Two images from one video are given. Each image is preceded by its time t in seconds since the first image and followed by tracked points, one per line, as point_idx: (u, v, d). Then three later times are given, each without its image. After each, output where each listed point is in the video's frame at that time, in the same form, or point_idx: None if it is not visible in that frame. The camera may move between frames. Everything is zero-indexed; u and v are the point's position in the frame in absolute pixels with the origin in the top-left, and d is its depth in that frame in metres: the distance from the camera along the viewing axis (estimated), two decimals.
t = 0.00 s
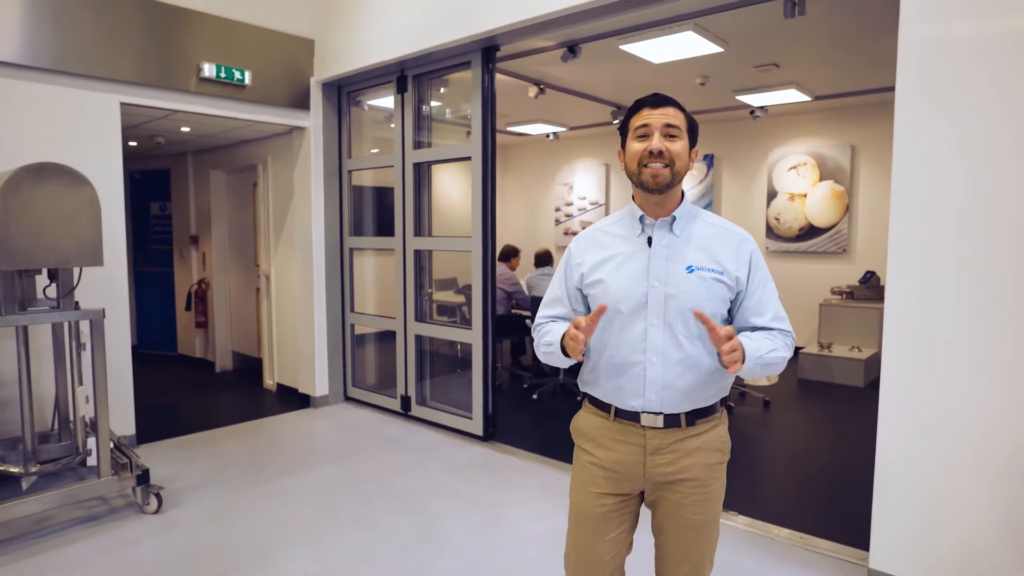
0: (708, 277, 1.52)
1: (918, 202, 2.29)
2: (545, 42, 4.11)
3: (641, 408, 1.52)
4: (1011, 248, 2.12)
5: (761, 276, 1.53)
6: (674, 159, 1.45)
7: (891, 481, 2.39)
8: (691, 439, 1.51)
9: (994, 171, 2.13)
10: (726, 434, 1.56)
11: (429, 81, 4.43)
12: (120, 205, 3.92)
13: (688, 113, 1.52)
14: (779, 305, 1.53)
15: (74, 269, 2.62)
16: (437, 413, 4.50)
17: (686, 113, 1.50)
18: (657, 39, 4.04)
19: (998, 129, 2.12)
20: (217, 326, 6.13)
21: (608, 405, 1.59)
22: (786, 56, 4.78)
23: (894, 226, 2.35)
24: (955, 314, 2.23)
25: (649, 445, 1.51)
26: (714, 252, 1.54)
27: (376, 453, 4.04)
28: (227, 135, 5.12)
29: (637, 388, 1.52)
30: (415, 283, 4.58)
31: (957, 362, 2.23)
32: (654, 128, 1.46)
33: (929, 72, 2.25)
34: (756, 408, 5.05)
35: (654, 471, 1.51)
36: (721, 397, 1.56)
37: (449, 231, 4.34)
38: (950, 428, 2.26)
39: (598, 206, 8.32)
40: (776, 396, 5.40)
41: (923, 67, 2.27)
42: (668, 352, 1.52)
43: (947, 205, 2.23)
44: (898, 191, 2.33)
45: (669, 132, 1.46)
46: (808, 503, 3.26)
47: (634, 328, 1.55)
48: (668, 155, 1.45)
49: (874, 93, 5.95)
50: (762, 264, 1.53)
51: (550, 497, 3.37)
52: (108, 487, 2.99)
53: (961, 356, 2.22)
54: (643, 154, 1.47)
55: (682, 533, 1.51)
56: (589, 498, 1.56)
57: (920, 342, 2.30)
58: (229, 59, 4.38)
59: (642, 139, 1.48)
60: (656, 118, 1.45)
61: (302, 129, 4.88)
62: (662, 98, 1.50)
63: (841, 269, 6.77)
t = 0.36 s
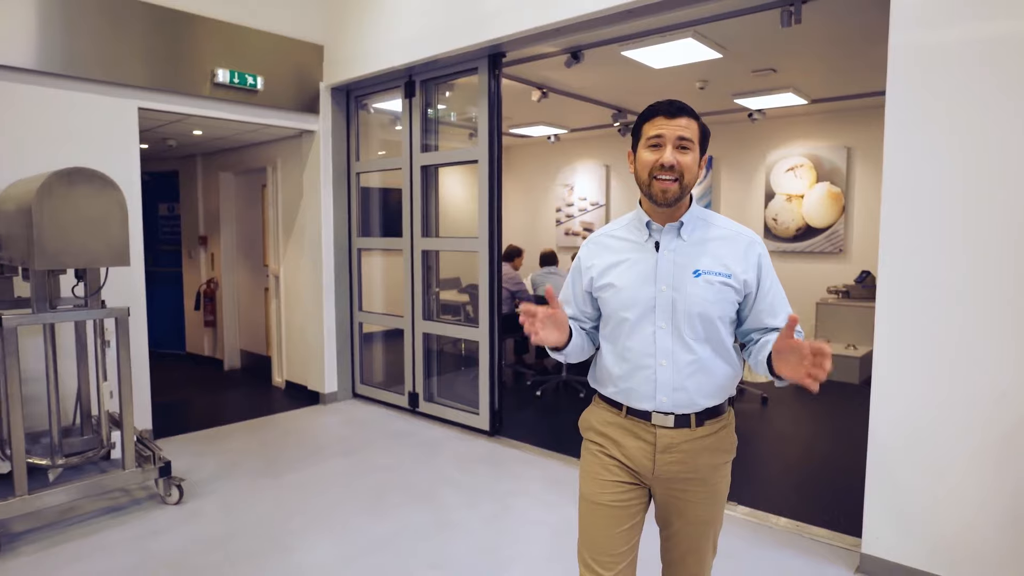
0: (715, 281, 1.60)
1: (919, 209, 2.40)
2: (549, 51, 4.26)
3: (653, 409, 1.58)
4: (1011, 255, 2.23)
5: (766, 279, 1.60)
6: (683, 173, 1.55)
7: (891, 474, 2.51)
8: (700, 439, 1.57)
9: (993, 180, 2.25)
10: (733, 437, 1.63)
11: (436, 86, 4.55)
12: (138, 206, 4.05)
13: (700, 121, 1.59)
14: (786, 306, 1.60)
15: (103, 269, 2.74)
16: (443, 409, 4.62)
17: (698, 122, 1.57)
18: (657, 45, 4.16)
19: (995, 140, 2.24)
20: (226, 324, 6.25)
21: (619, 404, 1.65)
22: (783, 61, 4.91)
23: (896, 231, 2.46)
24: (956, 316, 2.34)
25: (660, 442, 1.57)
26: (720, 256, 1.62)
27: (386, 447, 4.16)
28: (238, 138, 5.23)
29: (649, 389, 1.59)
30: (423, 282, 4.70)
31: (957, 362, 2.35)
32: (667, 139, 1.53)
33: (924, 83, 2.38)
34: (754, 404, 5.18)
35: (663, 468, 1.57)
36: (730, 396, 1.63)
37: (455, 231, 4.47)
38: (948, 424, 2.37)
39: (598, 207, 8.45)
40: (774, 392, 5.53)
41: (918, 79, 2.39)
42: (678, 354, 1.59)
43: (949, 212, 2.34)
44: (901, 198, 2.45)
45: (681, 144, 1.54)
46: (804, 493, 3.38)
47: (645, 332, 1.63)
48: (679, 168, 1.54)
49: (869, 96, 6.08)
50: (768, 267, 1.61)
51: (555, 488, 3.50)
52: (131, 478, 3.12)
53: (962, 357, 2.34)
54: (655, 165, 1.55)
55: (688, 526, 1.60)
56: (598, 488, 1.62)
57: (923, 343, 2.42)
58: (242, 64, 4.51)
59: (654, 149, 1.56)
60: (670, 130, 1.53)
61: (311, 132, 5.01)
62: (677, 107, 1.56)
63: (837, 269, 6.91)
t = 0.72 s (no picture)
0: (712, 282, 1.59)
1: (921, 211, 2.51)
2: (555, 54, 4.36)
3: (653, 413, 1.57)
4: (1011, 255, 2.32)
5: (761, 280, 1.61)
6: (677, 176, 1.55)
7: (889, 464, 2.62)
8: (699, 443, 1.57)
9: (993, 183, 2.35)
10: (730, 438, 1.63)
11: (444, 89, 4.66)
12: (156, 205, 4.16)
13: (694, 122, 1.58)
14: (781, 307, 1.62)
15: (131, 266, 2.86)
16: (451, 404, 4.73)
17: (693, 124, 1.57)
18: (661, 50, 4.28)
19: (993, 146, 2.34)
20: (235, 322, 6.36)
21: (617, 409, 1.64)
22: (783, 65, 5.03)
23: (897, 231, 2.57)
24: (956, 314, 2.45)
25: (660, 448, 1.55)
26: (716, 257, 1.61)
27: (396, 441, 4.27)
28: (249, 139, 5.34)
29: (648, 393, 1.58)
30: (431, 280, 4.81)
31: (957, 358, 2.45)
32: (661, 143, 1.53)
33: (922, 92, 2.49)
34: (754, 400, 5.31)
35: (664, 474, 1.56)
36: (727, 398, 1.63)
37: (464, 231, 4.58)
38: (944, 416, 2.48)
39: (600, 207, 8.57)
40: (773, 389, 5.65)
41: (917, 88, 2.50)
42: (676, 357, 1.58)
43: (950, 215, 2.44)
44: (903, 201, 2.55)
45: (675, 148, 1.53)
46: (803, 484, 3.50)
47: (642, 335, 1.61)
48: (673, 172, 1.54)
49: (866, 99, 6.21)
50: (762, 268, 1.62)
51: (562, 479, 3.61)
52: (155, 468, 3.23)
53: (961, 353, 2.44)
54: (649, 170, 1.55)
55: (688, 529, 1.59)
56: (599, 497, 1.61)
57: (923, 339, 2.52)
58: (255, 68, 4.62)
59: (647, 153, 1.55)
60: (664, 134, 1.52)
61: (321, 134, 5.12)
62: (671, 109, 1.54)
63: (835, 268, 7.03)
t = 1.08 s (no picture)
0: (691, 279, 1.55)
1: (922, 213, 2.61)
2: (560, 60, 4.47)
3: (628, 410, 1.53)
4: (1010, 256, 2.43)
5: (741, 278, 1.57)
6: (657, 171, 1.50)
7: (883, 454, 2.74)
8: (676, 439, 1.52)
9: (994, 187, 2.45)
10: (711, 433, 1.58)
11: (450, 92, 4.77)
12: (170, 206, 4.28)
13: (675, 118, 1.54)
14: (759, 306, 1.57)
15: (152, 264, 2.97)
16: (456, 400, 4.85)
17: (673, 119, 1.52)
18: (661, 55, 4.39)
19: (995, 150, 2.44)
20: (242, 321, 6.46)
21: (592, 406, 1.60)
22: (780, 69, 5.15)
23: (899, 232, 2.67)
24: (955, 313, 2.55)
25: (636, 446, 1.52)
26: (696, 254, 1.58)
27: (402, 436, 4.37)
28: (257, 140, 5.44)
29: (623, 389, 1.54)
30: (436, 279, 4.93)
31: (956, 355, 2.55)
32: (641, 138, 1.48)
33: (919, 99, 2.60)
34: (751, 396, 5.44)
35: (642, 472, 1.52)
36: (705, 397, 1.59)
37: (469, 231, 4.69)
38: (939, 410, 2.60)
39: (599, 207, 8.69)
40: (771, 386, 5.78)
41: (913, 96, 2.61)
42: (654, 354, 1.55)
43: (951, 218, 2.54)
44: (906, 204, 2.65)
45: (655, 142, 1.49)
46: (799, 476, 3.62)
47: (620, 331, 1.58)
48: (653, 166, 1.49)
49: (862, 102, 6.34)
50: (741, 266, 1.58)
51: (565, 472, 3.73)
52: (173, 461, 3.33)
53: (960, 350, 2.54)
54: (629, 165, 1.50)
55: (676, 531, 1.52)
56: (581, 499, 1.59)
57: (924, 337, 2.62)
58: (265, 72, 4.73)
59: (628, 148, 1.51)
60: (643, 129, 1.47)
61: (329, 136, 5.23)
62: (651, 104, 1.50)
63: (831, 267, 7.16)
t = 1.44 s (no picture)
0: (682, 278, 1.58)
1: (923, 213, 2.70)
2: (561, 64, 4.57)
3: (618, 404, 1.56)
4: (1009, 255, 2.52)
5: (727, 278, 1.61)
6: (648, 167, 1.52)
7: (875, 445, 2.85)
8: (666, 428, 1.55)
9: (991, 191, 2.54)
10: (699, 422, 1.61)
11: (453, 96, 4.89)
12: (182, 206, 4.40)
13: (662, 119, 1.57)
14: (745, 304, 1.62)
15: (171, 263, 3.08)
16: (460, 395, 4.97)
17: (661, 119, 1.55)
18: (659, 60, 4.50)
19: (994, 152, 2.53)
20: (247, 319, 6.57)
21: (585, 401, 1.63)
22: (776, 73, 5.28)
23: (897, 232, 2.77)
24: (955, 312, 2.64)
25: (626, 436, 1.54)
26: (686, 253, 1.61)
27: (407, 430, 4.49)
28: (263, 142, 5.55)
29: (614, 384, 1.57)
30: (440, 278, 5.04)
31: (956, 354, 2.64)
32: (631, 135, 1.50)
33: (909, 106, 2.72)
34: (747, 391, 5.57)
35: (634, 462, 1.55)
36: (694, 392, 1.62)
37: (472, 230, 4.81)
38: (932, 403, 2.70)
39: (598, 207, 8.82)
40: (767, 382, 5.91)
41: (905, 103, 2.73)
42: (644, 350, 1.57)
43: (951, 219, 2.63)
44: (906, 205, 2.74)
45: (644, 138, 1.51)
46: (793, 467, 3.75)
47: (611, 328, 1.60)
48: (643, 161, 1.50)
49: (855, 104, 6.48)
50: (729, 266, 1.62)
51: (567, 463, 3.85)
52: (188, 453, 3.45)
53: (959, 348, 2.63)
54: (620, 161, 1.52)
55: (667, 521, 1.51)
56: (579, 491, 1.62)
57: (924, 335, 2.72)
58: (273, 76, 4.85)
59: (618, 145, 1.52)
60: (633, 126, 1.49)
61: (335, 138, 5.34)
62: (638, 104, 1.53)
63: (826, 266, 7.29)
